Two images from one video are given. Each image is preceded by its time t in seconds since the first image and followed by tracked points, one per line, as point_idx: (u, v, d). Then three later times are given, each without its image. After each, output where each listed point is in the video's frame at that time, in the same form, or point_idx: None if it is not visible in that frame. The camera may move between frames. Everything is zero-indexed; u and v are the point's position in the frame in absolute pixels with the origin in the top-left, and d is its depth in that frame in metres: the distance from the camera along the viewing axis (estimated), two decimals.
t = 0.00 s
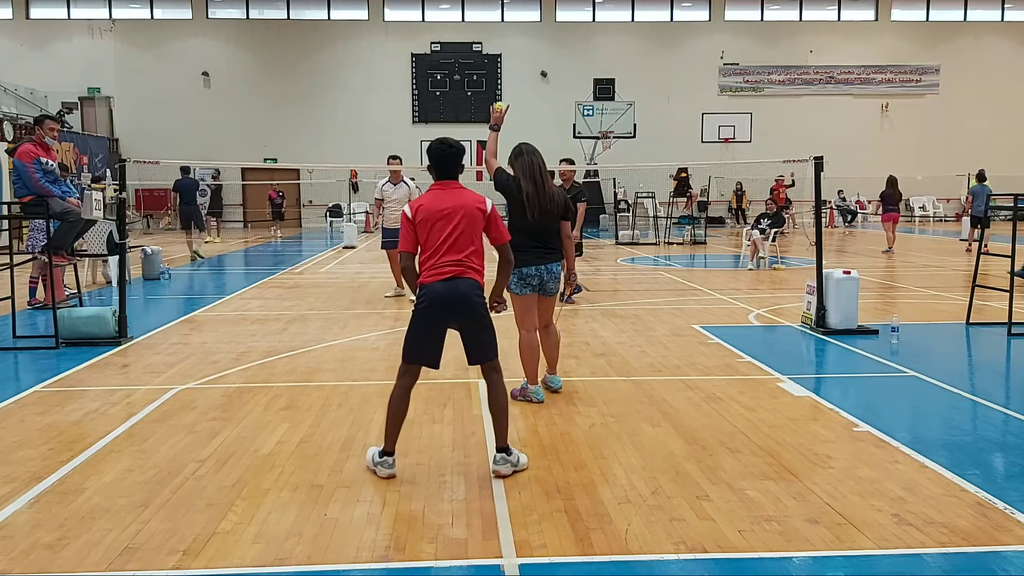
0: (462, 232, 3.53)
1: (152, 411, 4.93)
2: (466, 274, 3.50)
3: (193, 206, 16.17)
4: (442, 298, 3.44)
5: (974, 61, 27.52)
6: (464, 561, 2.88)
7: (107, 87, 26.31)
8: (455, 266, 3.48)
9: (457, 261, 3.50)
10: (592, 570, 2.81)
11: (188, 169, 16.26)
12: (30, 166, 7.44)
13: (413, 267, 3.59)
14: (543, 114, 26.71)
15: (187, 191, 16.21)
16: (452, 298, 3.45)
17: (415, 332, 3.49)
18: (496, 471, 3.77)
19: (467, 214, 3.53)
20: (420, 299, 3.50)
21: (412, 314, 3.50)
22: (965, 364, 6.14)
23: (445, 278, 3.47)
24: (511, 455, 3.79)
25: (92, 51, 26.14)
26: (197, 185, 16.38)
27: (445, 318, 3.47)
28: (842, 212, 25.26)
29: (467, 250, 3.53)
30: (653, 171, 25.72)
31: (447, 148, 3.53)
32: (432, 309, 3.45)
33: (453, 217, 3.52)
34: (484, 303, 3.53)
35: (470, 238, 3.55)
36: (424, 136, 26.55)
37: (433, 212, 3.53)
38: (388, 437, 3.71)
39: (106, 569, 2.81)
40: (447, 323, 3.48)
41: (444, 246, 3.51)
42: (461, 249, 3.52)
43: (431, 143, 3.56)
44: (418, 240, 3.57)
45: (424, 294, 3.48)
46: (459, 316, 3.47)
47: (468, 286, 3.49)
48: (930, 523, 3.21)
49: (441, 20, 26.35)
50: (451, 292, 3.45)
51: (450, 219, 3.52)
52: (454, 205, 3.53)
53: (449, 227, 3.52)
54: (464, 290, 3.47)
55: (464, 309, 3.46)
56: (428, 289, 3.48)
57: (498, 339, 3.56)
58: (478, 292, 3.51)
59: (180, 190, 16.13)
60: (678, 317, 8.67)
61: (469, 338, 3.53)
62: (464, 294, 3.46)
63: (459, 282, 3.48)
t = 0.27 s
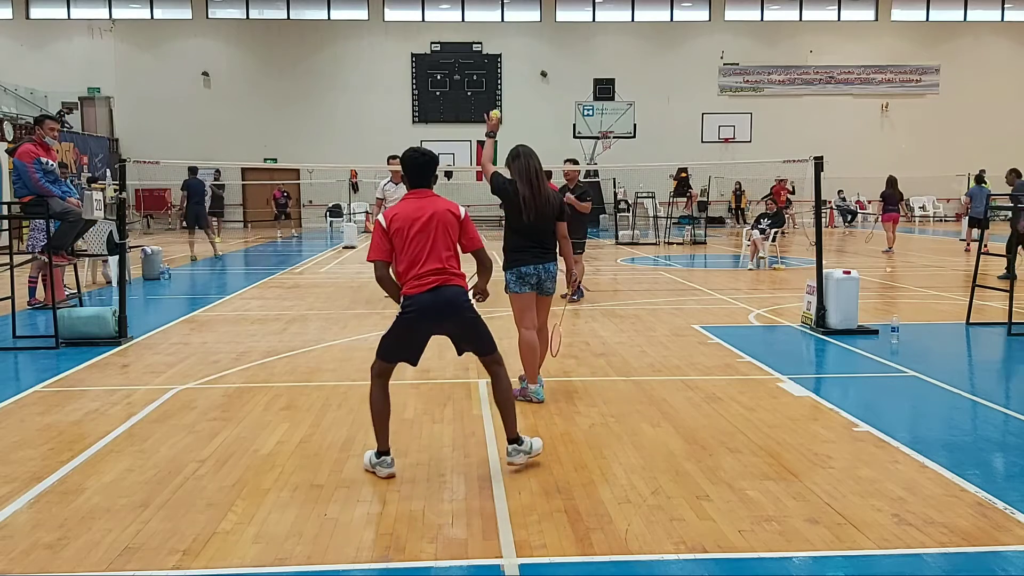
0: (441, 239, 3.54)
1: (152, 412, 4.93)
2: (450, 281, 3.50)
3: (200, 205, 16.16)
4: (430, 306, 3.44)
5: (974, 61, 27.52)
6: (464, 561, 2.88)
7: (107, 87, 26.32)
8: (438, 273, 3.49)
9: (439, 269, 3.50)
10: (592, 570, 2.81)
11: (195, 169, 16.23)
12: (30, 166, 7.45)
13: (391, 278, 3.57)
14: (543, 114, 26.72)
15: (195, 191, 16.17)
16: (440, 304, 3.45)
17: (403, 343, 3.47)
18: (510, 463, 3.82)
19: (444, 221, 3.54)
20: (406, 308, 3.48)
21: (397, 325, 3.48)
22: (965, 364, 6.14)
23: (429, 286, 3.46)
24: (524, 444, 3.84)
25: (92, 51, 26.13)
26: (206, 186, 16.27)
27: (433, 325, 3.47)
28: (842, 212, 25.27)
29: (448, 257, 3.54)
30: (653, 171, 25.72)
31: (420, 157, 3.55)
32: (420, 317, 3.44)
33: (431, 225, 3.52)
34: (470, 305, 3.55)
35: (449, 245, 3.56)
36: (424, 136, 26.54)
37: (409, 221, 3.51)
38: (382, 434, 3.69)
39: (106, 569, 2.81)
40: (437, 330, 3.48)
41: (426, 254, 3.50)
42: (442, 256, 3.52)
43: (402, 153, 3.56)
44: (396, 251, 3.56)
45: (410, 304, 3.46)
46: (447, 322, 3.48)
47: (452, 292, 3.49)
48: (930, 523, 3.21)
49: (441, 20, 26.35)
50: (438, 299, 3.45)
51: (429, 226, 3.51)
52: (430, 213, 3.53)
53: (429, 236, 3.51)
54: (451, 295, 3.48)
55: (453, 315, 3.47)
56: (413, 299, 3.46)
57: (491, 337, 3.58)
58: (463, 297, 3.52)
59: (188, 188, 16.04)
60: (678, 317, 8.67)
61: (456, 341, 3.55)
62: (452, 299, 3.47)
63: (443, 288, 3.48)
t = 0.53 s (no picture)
0: (458, 241, 3.55)
1: (152, 412, 4.93)
2: (465, 284, 3.51)
3: (209, 206, 16.09)
4: (443, 307, 3.44)
5: (974, 61, 27.52)
6: (464, 561, 2.88)
7: (107, 87, 26.32)
8: (453, 275, 3.49)
9: (456, 272, 3.51)
10: (592, 570, 2.81)
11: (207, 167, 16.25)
12: (30, 166, 7.45)
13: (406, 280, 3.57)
14: (543, 114, 26.71)
15: (204, 191, 16.09)
16: (453, 306, 3.44)
17: (415, 342, 3.46)
18: (512, 466, 3.85)
19: (462, 225, 3.56)
20: (420, 309, 3.47)
21: (410, 325, 3.47)
22: (965, 364, 6.14)
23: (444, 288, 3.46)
24: (526, 450, 3.87)
25: (92, 51, 26.13)
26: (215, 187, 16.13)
27: (445, 327, 3.46)
28: (843, 212, 25.27)
29: (465, 260, 3.55)
30: (653, 171, 25.72)
31: (441, 165, 3.59)
32: (432, 319, 3.44)
33: (449, 228, 3.53)
34: (484, 310, 3.55)
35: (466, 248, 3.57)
36: (424, 136, 26.54)
37: (428, 222, 3.53)
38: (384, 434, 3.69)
39: (106, 569, 2.81)
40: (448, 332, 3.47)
41: (442, 256, 3.51)
42: (458, 259, 3.53)
43: (423, 158, 3.59)
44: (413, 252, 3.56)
45: (424, 305, 3.46)
46: (460, 325, 3.47)
47: (467, 295, 3.50)
48: (929, 523, 3.21)
49: (441, 20, 26.35)
50: (451, 301, 3.45)
51: (447, 228, 3.53)
52: (448, 215, 3.55)
53: (445, 238, 3.52)
54: (465, 298, 3.47)
55: (467, 317, 3.47)
56: (428, 300, 3.46)
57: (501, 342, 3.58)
58: (477, 301, 3.52)
59: (198, 189, 16.01)
60: (678, 317, 8.67)
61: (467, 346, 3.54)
62: (465, 302, 3.47)
63: (458, 290, 3.48)
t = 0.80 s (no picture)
0: (470, 238, 3.56)
1: (153, 412, 4.93)
2: (475, 280, 3.51)
3: (215, 205, 16.08)
4: (450, 301, 3.44)
5: (974, 61, 27.52)
6: (464, 561, 2.88)
7: (107, 87, 26.32)
8: (463, 271, 3.49)
9: (466, 268, 3.51)
10: (592, 570, 2.81)
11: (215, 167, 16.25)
12: (30, 166, 7.45)
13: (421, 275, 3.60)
14: (543, 114, 26.70)
15: (210, 190, 16.05)
16: (460, 301, 3.45)
17: (422, 335, 3.47)
18: (512, 466, 3.85)
19: (475, 222, 3.57)
20: (428, 303, 3.49)
21: (419, 319, 3.49)
22: (965, 364, 6.14)
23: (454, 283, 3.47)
24: (527, 450, 3.87)
25: (92, 51, 26.13)
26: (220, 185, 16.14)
27: (452, 321, 3.47)
28: (842, 212, 25.29)
29: (475, 256, 3.55)
30: (653, 171, 25.72)
31: (457, 161, 3.57)
32: (440, 313, 3.45)
33: (462, 224, 3.55)
34: (493, 309, 3.53)
35: (478, 245, 3.58)
36: (424, 136, 26.53)
37: (442, 217, 3.56)
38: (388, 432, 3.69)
39: (106, 569, 2.81)
40: (454, 327, 3.47)
41: (453, 251, 3.52)
42: (469, 255, 3.54)
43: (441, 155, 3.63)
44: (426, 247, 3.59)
45: (432, 299, 3.48)
46: (467, 320, 3.47)
47: (476, 291, 3.49)
48: (930, 523, 3.21)
49: (441, 20, 26.35)
50: (458, 295, 3.45)
51: (460, 225, 3.55)
52: (462, 212, 3.58)
53: (457, 234, 3.54)
54: (473, 294, 3.47)
55: (474, 313, 3.46)
56: (436, 294, 3.47)
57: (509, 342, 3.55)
58: (486, 298, 3.51)
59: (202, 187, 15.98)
60: (678, 317, 8.67)
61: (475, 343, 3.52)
62: (472, 298, 3.46)
63: (467, 286, 3.48)
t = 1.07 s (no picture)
0: (469, 235, 3.55)
1: (153, 412, 4.93)
2: (474, 278, 3.51)
3: (216, 205, 16.09)
4: (449, 299, 3.44)
5: (974, 61, 27.52)
6: (464, 561, 2.88)
7: (107, 87, 26.30)
8: (462, 269, 3.49)
9: (465, 265, 3.51)
10: (592, 569, 2.81)
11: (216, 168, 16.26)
12: (30, 166, 7.45)
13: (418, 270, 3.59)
14: (543, 114, 26.71)
15: (211, 190, 16.06)
16: (458, 299, 3.45)
17: (420, 334, 3.47)
18: (512, 465, 3.85)
19: (474, 218, 3.57)
20: (426, 301, 3.49)
21: (418, 317, 3.49)
22: (965, 364, 6.14)
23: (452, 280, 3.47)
24: (527, 450, 3.87)
25: (92, 51, 26.12)
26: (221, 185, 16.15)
27: (451, 320, 3.46)
28: (842, 212, 25.31)
29: (474, 254, 3.55)
30: (653, 171, 25.72)
31: (457, 154, 3.57)
32: (439, 311, 3.45)
33: (461, 221, 3.54)
34: (490, 307, 3.54)
35: (477, 242, 3.58)
36: (424, 136, 26.53)
37: (441, 213, 3.54)
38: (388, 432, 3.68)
39: (106, 569, 2.81)
40: (453, 325, 3.47)
41: (452, 248, 3.51)
42: (468, 253, 3.54)
43: (440, 148, 3.61)
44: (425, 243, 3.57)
45: (431, 296, 3.47)
46: (466, 319, 3.47)
47: (474, 289, 3.50)
48: (930, 523, 3.21)
49: (441, 20, 26.35)
50: (457, 293, 3.45)
51: (459, 221, 3.54)
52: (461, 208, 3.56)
53: (456, 231, 3.53)
54: (471, 292, 3.47)
55: (472, 312, 3.47)
56: (435, 292, 3.46)
57: (506, 340, 3.55)
58: (484, 296, 3.52)
59: (203, 188, 15.99)
60: (678, 317, 8.67)
61: (473, 340, 3.53)
62: (470, 296, 3.46)
63: (466, 285, 3.48)
